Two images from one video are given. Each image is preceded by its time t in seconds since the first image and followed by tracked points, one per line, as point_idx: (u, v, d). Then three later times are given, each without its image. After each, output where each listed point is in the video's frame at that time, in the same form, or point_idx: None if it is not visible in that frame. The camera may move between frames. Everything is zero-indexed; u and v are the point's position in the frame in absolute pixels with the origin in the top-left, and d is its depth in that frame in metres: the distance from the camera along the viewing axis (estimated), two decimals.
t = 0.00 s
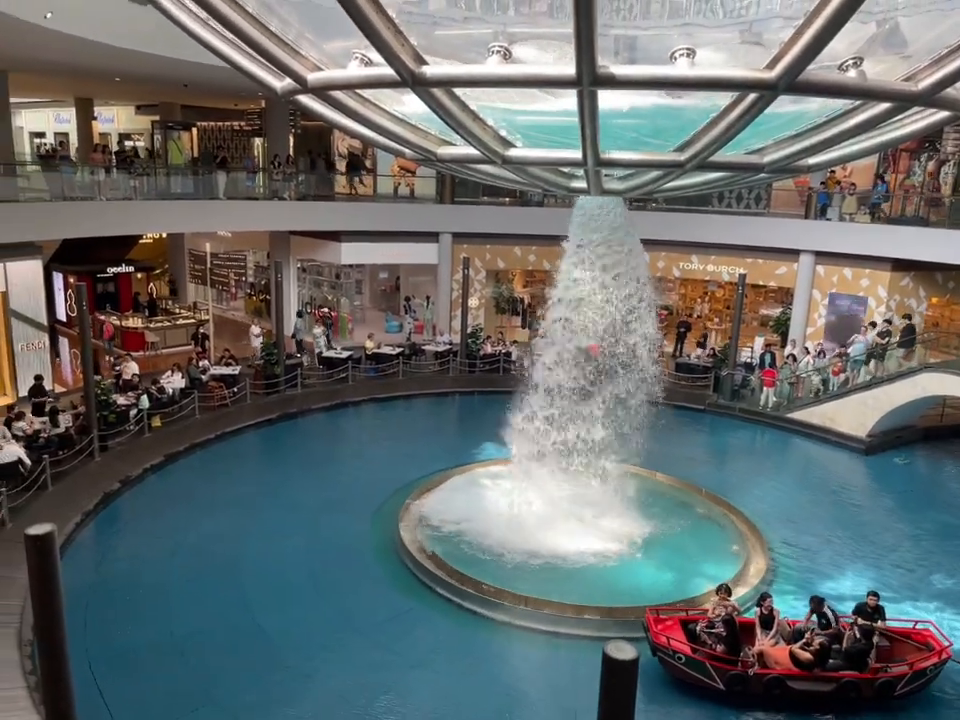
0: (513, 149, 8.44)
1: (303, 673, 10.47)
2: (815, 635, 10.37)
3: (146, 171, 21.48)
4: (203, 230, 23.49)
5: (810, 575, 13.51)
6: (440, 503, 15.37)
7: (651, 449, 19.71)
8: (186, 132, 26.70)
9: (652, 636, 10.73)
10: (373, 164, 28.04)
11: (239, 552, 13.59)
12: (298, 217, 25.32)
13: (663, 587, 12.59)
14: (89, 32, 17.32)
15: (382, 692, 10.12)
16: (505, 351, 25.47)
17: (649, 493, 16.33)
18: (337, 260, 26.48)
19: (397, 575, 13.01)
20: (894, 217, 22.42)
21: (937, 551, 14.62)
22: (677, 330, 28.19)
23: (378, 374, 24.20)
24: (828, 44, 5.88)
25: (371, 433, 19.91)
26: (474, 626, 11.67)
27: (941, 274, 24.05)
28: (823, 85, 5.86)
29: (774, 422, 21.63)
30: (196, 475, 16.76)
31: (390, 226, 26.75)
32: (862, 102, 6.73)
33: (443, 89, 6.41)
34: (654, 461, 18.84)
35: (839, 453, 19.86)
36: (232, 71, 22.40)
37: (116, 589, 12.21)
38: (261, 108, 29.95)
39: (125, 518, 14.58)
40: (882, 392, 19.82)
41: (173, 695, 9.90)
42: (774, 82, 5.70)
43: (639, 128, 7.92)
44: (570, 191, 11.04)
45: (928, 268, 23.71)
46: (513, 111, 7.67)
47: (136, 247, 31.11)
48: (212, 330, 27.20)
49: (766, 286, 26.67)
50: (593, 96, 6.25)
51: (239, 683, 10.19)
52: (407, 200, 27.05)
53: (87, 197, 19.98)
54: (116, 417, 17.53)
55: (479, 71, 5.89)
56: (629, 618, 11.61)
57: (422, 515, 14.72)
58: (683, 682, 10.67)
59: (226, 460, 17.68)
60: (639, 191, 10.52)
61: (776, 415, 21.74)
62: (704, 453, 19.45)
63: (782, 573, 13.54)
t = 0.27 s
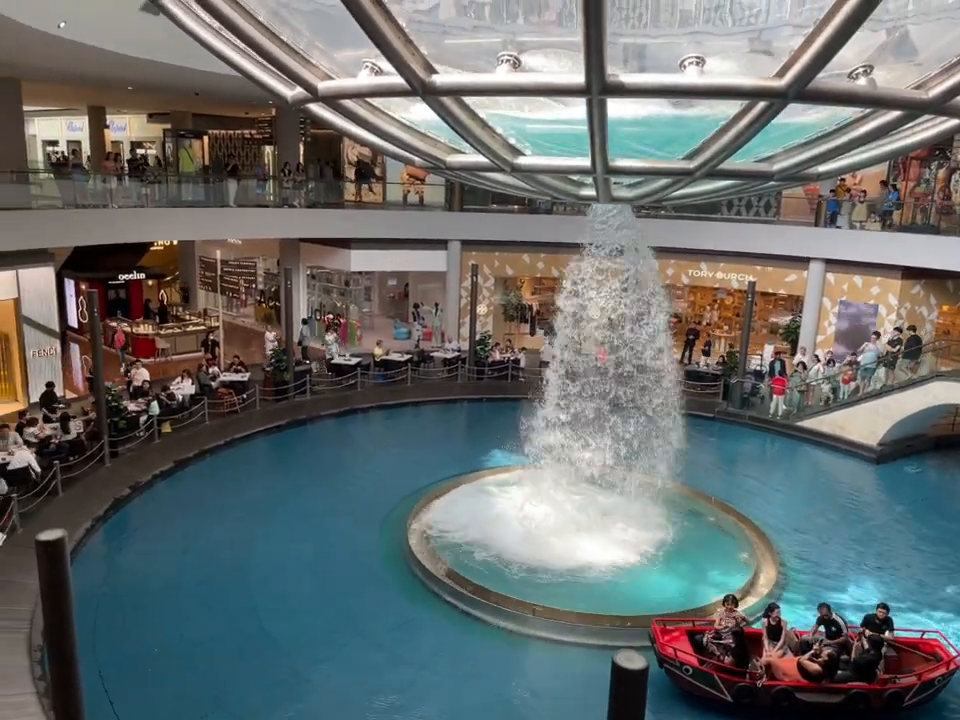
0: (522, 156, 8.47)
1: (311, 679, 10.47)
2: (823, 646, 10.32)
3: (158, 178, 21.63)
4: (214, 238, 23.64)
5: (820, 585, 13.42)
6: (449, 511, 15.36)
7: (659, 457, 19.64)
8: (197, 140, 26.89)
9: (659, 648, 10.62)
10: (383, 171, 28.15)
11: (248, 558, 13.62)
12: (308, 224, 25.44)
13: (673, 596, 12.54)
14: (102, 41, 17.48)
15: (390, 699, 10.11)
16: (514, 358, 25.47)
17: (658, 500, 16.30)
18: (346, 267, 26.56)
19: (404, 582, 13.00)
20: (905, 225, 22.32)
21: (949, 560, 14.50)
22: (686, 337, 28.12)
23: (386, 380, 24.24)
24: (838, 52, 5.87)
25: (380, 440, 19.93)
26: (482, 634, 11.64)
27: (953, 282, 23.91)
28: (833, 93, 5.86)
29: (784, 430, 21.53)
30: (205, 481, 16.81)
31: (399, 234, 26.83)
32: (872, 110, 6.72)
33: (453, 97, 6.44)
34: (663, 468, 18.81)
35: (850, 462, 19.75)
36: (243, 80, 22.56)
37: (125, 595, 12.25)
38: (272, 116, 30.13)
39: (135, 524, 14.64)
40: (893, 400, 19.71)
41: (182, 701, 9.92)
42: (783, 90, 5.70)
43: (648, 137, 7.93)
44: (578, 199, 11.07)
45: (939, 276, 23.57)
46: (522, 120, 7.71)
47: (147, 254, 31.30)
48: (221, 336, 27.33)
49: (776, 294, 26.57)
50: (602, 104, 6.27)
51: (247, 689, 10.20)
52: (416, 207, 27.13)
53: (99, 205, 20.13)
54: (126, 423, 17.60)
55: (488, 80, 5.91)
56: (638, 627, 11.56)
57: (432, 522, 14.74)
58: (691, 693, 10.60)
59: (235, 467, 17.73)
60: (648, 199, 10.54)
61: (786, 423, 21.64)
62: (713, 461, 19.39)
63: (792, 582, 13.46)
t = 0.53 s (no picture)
0: (529, 165, 8.49)
1: (318, 686, 10.47)
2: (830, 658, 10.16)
3: (167, 187, 21.76)
4: (224, 246, 23.76)
5: (829, 594, 13.34)
6: (456, 518, 15.36)
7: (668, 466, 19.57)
8: (207, 149, 27.03)
9: (664, 659, 10.57)
10: (391, 179, 28.25)
11: (255, 565, 13.64)
12: (317, 232, 25.53)
13: (680, 604, 12.51)
14: (113, 51, 17.62)
15: (396, 707, 10.10)
16: (521, 365, 25.45)
17: (666, 508, 16.26)
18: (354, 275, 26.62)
19: (411, 589, 13.00)
20: (914, 233, 22.23)
21: None
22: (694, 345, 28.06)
23: (394, 388, 24.27)
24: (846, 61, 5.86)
25: (387, 447, 19.96)
26: (488, 641, 11.63)
27: None
28: (841, 102, 5.85)
29: (793, 439, 21.43)
30: (213, 488, 16.85)
31: (407, 241, 26.89)
32: (880, 118, 6.72)
33: (461, 106, 6.46)
34: (671, 476, 18.76)
35: (859, 471, 19.65)
36: (252, 89, 22.70)
37: (133, 602, 12.25)
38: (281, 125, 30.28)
39: (143, 531, 14.66)
40: (902, 409, 19.61)
41: (189, 707, 9.93)
42: (791, 99, 5.70)
43: (655, 146, 7.94)
44: (586, 207, 11.09)
45: (948, 284, 23.46)
46: (530, 129, 7.74)
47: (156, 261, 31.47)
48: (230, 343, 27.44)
49: (784, 302, 26.49)
50: (610, 113, 6.29)
51: (254, 695, 10.21)
52: (424, 215, 27.21)
53: (109, 213, 20.25)
54: (135, 431, 17.66)
55: (496, 89, 5.93)
56: (646, 637, 11.52)
57: (439, 531, 14.73)
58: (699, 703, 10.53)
59: (243, 474, 17.77)
60: (655, 207, 10.56)
61: (794, 432, 21.55)
62: (721, 470, 19.33)
63: (800, 592, 13.37)
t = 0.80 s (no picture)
0: (535, 173, 8.51)
1: (323, 694, 10.44)
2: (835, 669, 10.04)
3: (175, 195, 21.85)
4: (230, 254, 23.84)
5: (835, 604, 13.25)
6: (462, 527, 15.32)
7: (673, 474, 19.50)
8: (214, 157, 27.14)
9: (668, 669, 10.50)
10: (397, 188, 28.32)
11: (261, 573, 13.64)
12: (323, 240, 25.59)
13: (687, 614, 12.45)
14: (121, 61, 17.74)
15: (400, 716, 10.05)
16: (526, 373, 25.42)
17: (672, 517, 16.20)
18: (360, 283, 26.66)
19: (416, 597, 12.98)
20: (921, 241, 22.15)
21: None
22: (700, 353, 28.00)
23: (399, 395, 24.27)
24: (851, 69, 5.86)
25: (392, 455, 19.95)
26: (494, 650, 11.58)
27: None
28: (848, 109, 5.84)
29: (799, 448, 21.35)
30: (218, 496, 16.85)
31: (413, 249, 26.99)
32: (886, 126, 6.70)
33: (466, 115, 6.47)
34: (677, 484, 18.70)
35: (866, 480, 19.54)
36: (259, 98, 22.81)
37: (137, 611, 12.23)
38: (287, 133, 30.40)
39: (147, 539, 14.66)
40: (910, 417, 19.51)
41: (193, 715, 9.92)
42: (797, 107, 5.70)
43: (661, 154, 7.95)
44: (591, 215, 11.09)
45: (955, 292, 23.36)
46: (536, 138, 7.76)
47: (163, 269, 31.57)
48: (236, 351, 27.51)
49: (790, 310, 26.40)
50: (615, 121, 6.30)
51: (258, 703, 10.19)
52: (429, 223, 27.25)
53: (116, 221, 20.35)
54: (141, 438, 17.69)
55: (501, 98, 5.94)
56: (651, 646, 11.47)
57: (444, 539, 14.71)
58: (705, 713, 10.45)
59: (248, 482, 17.76)
60: (661, 215, 10.56)
61: (801, 440, 21.45)
62: (728, 478, 19.25)
63: (807, 601, 13.30)
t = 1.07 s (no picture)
0: (538, 182, 8.52)
1: (326, 703, 10.41)
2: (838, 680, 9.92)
3: (179, 204, 21.92)
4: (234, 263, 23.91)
5: (840, 613, 13.19)
6: (465, 535, 15.29)
7: (678, 483, 19.44)
8: (218, 166, 27.25)
9: (669, 679, 10.44)
10: (400, 197, 28.40)
11: (264, 582, 13.62)
12: (326, 249, 25.66)
13: (692, 624, 12.39)
14: (128, 71, 17.86)
15: None
16: (529, 381, 25.38)
17: (676, 526, 16.14)
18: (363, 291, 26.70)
19: (420, 606, 12.94)
20: (924, 249, 22.12)
21: None
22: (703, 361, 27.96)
23: (402, 404, 24.26)
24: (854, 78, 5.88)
25: (395, 463, 19.93)
26: (497, 660, 11.54)
27: None
28: (850, 118, 5.86)
29: (803, 456, 21.27)
30: (222, 505, 16.84)
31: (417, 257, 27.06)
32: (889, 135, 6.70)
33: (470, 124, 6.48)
34: (681, 493, 18.65)
35: (871, 489, 19.46)
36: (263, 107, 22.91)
37: (139, 619, 12.21)
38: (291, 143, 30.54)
39: (151, 548, 14.65)
40: (914, 426, 19.46)
41: None
42: (800, 116, 5.71)
43: (664, 163, 7.95)
44: (594, 224, 11.09)
45: None
46: (539, 147, 7.79)
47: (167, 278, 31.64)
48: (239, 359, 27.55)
49: (793, 318, 26.36)
50: (618, 131, 6.33)
51: (261, 713, 10.15)
52: (433, 232, 27.32)
53: (121, 230, 20.43)
54: (145, 447, 17.69)
55: (504, 108, 5.96)
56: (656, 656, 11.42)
57: (447, 548, 14.67)
58: None
59: (251, 490, 17.75)
60: (664, 223, 10.56)
61: (805, 449, 21.38)
62: (732, 487, 19.18)
63: (812, 610, 13.24)
